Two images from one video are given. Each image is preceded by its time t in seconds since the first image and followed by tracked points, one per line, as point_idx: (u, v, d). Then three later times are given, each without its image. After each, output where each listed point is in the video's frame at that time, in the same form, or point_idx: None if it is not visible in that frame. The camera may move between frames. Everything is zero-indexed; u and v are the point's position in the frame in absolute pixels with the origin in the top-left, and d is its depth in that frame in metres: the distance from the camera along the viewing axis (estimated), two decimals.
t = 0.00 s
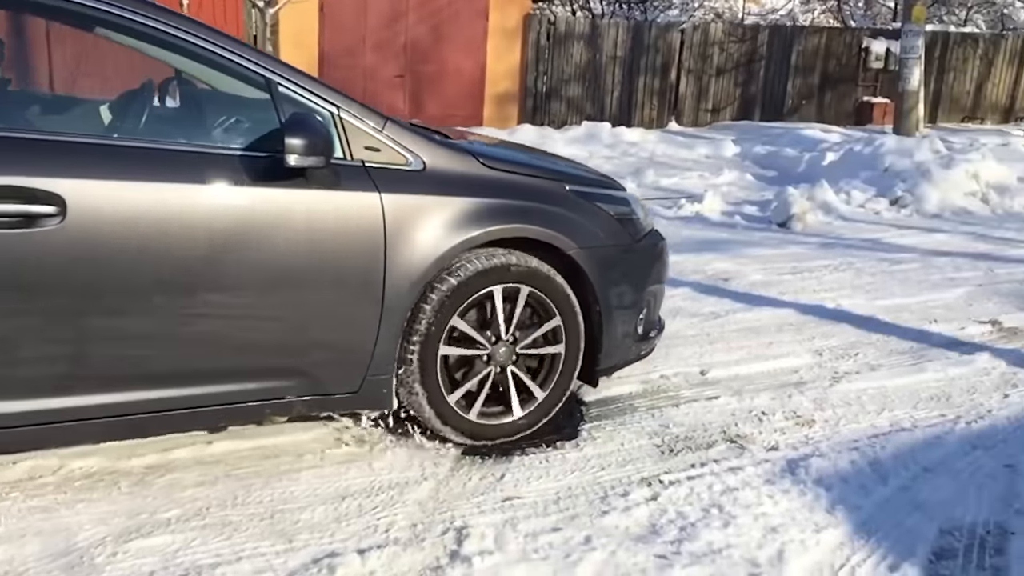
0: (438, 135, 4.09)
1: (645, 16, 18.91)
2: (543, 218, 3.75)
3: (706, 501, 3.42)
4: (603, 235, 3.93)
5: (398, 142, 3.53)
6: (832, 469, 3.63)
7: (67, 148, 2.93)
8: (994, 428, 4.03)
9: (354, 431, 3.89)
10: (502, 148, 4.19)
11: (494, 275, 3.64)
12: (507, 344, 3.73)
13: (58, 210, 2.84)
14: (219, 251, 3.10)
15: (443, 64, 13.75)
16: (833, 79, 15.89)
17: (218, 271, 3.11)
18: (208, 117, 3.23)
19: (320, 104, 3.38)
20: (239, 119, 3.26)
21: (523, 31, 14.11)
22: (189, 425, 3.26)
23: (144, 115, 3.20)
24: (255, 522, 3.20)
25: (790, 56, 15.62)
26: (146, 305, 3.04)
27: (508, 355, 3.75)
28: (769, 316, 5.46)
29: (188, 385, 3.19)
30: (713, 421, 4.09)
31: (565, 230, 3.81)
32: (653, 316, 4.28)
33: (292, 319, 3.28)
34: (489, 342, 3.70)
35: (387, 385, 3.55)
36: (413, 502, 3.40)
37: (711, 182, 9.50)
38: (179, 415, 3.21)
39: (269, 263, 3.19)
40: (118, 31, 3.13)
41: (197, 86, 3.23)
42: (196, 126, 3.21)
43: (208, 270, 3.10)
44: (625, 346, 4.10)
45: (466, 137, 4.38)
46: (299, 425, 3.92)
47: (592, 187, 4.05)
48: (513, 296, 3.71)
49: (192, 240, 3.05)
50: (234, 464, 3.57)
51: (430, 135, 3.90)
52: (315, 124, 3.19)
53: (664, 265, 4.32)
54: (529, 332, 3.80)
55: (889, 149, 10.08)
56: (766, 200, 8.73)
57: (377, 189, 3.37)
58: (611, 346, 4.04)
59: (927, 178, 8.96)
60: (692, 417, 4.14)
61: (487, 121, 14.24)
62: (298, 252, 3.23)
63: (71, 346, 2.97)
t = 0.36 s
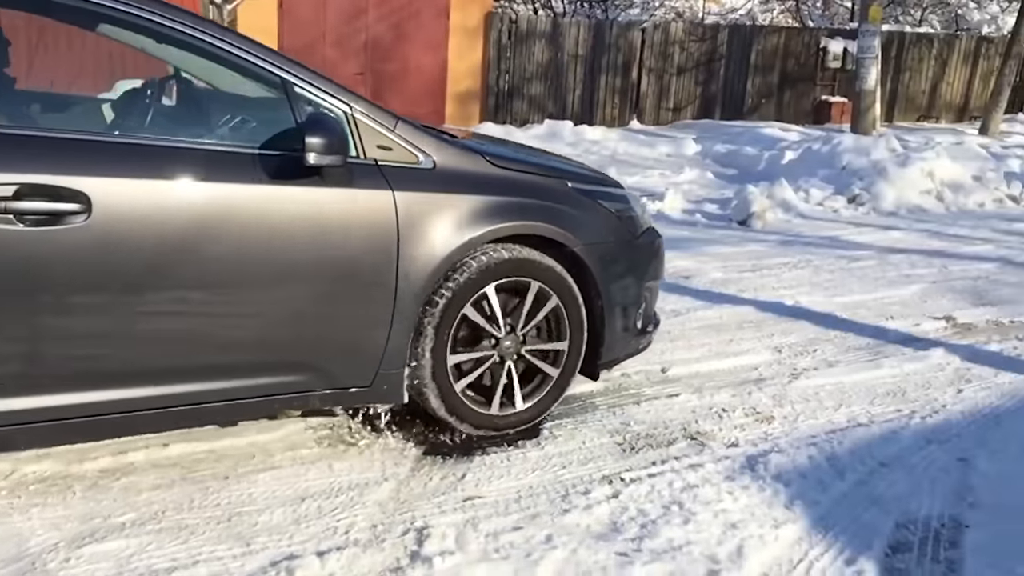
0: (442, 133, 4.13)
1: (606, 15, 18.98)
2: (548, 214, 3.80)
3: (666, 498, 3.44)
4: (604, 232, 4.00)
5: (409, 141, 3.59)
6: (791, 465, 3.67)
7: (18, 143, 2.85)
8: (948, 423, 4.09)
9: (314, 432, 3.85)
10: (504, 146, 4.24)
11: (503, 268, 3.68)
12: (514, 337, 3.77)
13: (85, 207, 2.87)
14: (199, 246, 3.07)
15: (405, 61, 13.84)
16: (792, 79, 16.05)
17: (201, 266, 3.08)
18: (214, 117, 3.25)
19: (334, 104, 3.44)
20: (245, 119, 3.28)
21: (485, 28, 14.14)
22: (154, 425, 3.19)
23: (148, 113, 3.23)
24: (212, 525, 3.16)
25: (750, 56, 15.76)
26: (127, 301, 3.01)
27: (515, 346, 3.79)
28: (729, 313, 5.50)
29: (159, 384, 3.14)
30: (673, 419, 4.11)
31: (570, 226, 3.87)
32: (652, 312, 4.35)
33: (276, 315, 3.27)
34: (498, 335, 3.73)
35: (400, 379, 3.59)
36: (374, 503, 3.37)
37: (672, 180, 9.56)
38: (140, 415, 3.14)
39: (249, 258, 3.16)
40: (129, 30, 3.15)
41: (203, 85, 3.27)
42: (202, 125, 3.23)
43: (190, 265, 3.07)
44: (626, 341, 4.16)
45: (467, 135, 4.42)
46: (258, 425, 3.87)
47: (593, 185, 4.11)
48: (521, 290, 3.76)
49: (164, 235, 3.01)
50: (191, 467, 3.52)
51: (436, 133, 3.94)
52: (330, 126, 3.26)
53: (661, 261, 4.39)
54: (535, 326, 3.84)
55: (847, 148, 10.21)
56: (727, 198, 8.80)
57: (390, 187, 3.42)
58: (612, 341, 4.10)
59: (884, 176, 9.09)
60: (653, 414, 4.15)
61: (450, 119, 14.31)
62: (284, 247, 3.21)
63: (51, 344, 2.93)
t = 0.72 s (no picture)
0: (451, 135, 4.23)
1: (574, 16, 19.02)
2: (553, 212, 3.92)
3: (633, 498, 3.45)
4: (607, 231, 4.11)
5: (423, 142, 3.69)
6: (756, 464, 3.69)
7: None
8: (910, 420, 4.14)
9: (280, 435, 3.82)
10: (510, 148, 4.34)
11: (514, 265, 3.78)
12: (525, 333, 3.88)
13: (115, 206, 2.92)
14: (171, 244, 3.03)
15: (372, 61, 13.84)
16: (758, 80, 16.18)
17: (174, 264, 3.06)
18: (223, 117, 3.31)
19: (353, 106, 3.53)
20: (257, 120, 3.36)
21: (452, 29, 14.12)
22: (120, 429, 3.14)
23: (160, 115, 3.25)
24: (176, 531, 3.12)
25: (716, 57, 15.87)
26: (99, 303, 2.96)
27: (525, 342, 3.88)
28: (696, 313, 5.53)
29: (120, 385, 3.09)
30: (641, 418, 4.12)
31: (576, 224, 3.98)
32: (652, 308, 4.47)
33: (254, 313, 3.25)
34: (509, 331, 3.83)
35: (417, 375, 3.67)
36: (340, 506, 3.35)
37: (640, 180, 9.59)
38: (110, 418, 3.09)
39: (221, 255, 3.13)
40: (144, 28, 3.20)
41: (214, 88, 3.33)
42: (212, 124, 3.28)
43: (161, 263, 3.03)
44: (630, 338, 4.27)
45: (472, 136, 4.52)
46: (223, 429, 3.83)
47: (596, 185, 4.22)
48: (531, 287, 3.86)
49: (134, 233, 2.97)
50: (154, 472, 3.47)
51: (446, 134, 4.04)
52: (351, 125, 3.36)
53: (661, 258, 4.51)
54: (546, 322, 3.94)
55: (812, 149, 10.31)
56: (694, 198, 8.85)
57: (406, 186, 3.52)
58: (617, 338, 4.21)
59: (848, 177, 9.20)
60: (621, 414, 4.17)
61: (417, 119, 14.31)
62: (261, 244, 3.20)
63: (26, 345, 2.89)
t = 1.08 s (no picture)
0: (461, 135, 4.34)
1: (542, 18, 19.05)
2: (561, 212, 4.02)
3: (602, 499, 3.45)
4: (611, 229, 4.22)
5: (436, 144, 3.80)
6: (723, 464, 3.71)
7: None
8: (875, 419, 4.18)
9: (247, 440, 3.79)
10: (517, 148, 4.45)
11: (523, 263, 3.90)
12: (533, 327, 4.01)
13: (143, 206, 3.02)
14: (147, 245, 3.04)
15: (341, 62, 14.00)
16: (724, 82, 16.30)
17: (157, 263, 3.07)
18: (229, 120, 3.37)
19: (369, 108, 3.63)
20: (268, 122, 3.45)
21: (420, 31, 14.21)
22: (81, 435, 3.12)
23: (170, 118, 3.25)
24: (139, 539, 3.08)
25: (683, 59, 15.97)
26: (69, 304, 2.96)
27: (533, 336, 4.02)
28: (664, 314, 5.56)
29: (72, 388, 3.05)
30: (609, 419, 4.13)
31: (582, 223, 4.09)
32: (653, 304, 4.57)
33: (246, 313, 3.29)
34: (517, 326, 3.96)
35: (429, 370, 3.78)
36: (307, 512, 3.32)
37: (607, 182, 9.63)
38: (73, 425, 3.09)
39: (201, 256, 3.14)
40: (154, 28, 3.27)
41: (212, 90, 3.35)
42: (219, 127, 3.34)
43: (142, 263, 3.04)
44: (632, 333, 4.39)
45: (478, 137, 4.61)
46: (189, 435, 3.80)
47: (601, 185, 4.32)
48: (539, 283, 3.99)
49: (119, 236, 3.00)
50: (117, 479, 3.43)
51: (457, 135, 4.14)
52: (370, 129, 3.46)
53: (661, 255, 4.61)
54: (552, 317, 4.07)
55: (778, 150, 10.41)
56: (662, 199, 8.90)
57: (420, 187, 3.63)
58: (620, 333, 4.32)
59: (814, 178, 9.29)
60: (589, 415, 4.17)
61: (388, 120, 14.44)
62: (250, 242, 3.23)
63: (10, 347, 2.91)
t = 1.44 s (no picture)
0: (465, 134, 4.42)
1: (509, 18, 19.04)
2: (563, 208, 4.12)
3: (570, 499, 3.45)
4: (612, 225, 4.32)
5: (444, 142, 3.87)
6: (691, 462, 3.72)
7: None
8: (839, 416, 4.21)
9: (212, 444, 3.75)
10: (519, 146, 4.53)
11: (528, 259, 4.00)
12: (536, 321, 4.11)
13: (166, 204, 3.08)
14: (113, 241, 3.00)
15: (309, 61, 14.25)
16: (691, 82, 16.38)
17: (137, 262, 3.06)
18: (235, 120, 3.43)
19: (380, 108, 3.70)
20: (275, 121, 3.51)
21: (387, 30, 14.37)
22: (45, 437, 3.07)
23: (175, 118, 3.33)
24: (101, 545, 3.03)
25: (650, 59, 16.04)
26: (35, 301, 2.90)
27: (537, 330, 4.12)
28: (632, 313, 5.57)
29: (32, 389, 2.99)
30: (577, 419, 4.13)
31: (583, 219, 4.19)
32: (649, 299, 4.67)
33: (219, 311, 3.26)
34: (521, 320, 4.06)
35: (437, 364, 3.87)
36: (272, 515, 3.29)
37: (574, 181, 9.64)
38: (41, 425, 3.04)
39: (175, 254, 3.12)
40: (160, 27, 3.26)
41: (213, 88, 3.42)
42: (226, 126, 3.40)
43: (111, 261, 3.01)
44: (631, 327, 4.49)
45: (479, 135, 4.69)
46: (153, 438, 3.74)
47: (601, 182, 4.42)
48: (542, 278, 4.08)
49: (133, 233, 3.03)
50: (78, 485, 3.37)
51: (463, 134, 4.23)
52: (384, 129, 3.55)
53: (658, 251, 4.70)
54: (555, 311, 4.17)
55: (744, 150, 10.48)
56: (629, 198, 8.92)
57: (430, 185, 3.70)
58: (620, 327, 4.42)
59: (779, 177, 9.37)
60: (557, 415, 4.17)
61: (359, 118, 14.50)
62: (222, 237, 3.20)
63: None
